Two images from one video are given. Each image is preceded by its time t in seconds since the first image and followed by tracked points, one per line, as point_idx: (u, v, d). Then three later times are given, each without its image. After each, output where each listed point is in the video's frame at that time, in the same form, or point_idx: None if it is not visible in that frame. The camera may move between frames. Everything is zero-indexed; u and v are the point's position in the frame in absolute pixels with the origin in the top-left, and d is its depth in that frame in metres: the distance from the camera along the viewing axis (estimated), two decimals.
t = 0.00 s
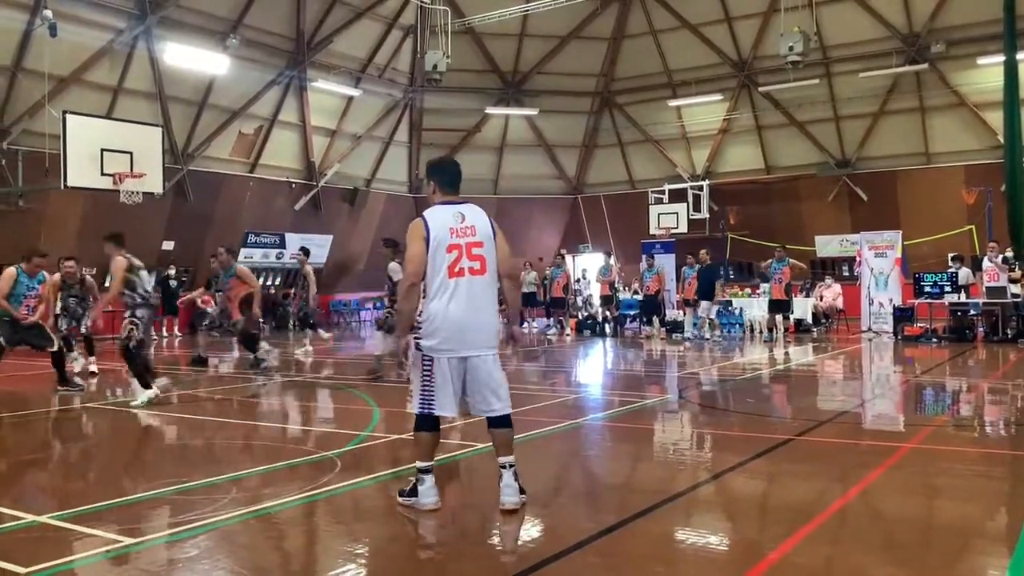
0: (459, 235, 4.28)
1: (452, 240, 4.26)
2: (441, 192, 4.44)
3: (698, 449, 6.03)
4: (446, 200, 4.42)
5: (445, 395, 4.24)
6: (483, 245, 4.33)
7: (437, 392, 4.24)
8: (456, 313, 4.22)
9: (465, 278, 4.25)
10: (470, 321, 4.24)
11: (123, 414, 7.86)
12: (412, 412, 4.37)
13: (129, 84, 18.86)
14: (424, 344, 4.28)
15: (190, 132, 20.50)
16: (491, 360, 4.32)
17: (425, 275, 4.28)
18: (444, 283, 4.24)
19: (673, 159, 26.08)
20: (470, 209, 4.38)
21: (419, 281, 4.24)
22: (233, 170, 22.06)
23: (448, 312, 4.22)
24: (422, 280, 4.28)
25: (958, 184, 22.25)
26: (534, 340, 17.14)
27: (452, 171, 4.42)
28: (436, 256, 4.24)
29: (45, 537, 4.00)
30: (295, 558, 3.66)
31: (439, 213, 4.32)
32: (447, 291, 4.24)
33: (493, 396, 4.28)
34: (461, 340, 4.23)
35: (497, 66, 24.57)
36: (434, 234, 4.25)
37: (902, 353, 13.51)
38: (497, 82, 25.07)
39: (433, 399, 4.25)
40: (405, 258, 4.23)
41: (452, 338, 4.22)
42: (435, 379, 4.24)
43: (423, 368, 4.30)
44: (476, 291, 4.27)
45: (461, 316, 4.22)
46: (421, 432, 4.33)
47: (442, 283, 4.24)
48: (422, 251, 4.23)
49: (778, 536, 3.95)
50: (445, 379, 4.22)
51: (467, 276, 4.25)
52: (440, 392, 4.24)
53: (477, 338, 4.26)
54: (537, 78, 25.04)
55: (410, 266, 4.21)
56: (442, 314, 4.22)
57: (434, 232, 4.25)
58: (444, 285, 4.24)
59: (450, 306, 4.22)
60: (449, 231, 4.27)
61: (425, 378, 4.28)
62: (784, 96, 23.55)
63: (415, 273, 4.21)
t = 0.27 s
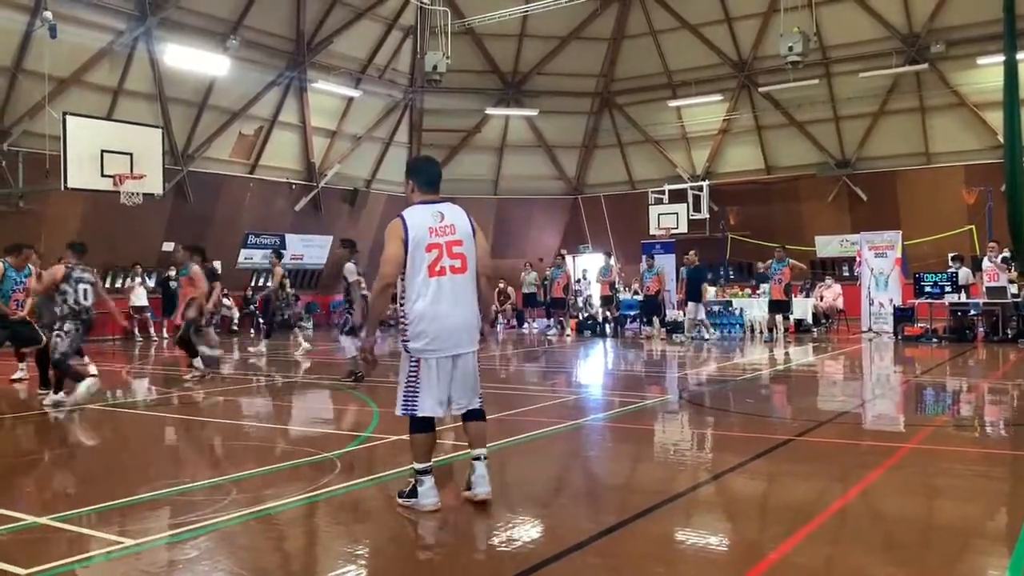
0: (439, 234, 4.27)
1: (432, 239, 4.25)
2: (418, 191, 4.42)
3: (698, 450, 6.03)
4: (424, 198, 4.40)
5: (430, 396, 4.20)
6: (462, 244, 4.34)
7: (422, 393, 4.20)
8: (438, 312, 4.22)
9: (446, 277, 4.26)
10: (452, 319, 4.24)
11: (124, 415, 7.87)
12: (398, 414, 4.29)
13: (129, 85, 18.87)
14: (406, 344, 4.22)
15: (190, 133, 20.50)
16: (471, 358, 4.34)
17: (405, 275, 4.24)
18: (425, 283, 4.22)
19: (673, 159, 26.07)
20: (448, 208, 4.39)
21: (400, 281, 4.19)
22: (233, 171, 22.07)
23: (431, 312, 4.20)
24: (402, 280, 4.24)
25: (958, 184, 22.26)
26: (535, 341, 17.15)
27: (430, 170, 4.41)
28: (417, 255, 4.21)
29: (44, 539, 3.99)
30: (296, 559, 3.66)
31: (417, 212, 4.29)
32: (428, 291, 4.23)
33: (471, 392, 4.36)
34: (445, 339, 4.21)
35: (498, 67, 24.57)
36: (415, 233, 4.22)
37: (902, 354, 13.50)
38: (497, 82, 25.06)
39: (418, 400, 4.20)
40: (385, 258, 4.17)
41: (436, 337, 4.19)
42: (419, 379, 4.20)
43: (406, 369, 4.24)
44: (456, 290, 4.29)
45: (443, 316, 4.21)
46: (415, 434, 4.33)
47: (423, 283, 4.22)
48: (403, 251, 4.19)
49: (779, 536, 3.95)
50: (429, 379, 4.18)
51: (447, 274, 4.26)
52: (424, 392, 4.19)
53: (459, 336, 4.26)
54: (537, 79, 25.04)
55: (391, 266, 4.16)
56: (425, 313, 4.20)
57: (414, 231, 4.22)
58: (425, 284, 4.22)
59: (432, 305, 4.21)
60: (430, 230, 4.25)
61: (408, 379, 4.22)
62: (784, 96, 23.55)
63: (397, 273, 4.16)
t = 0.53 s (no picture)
0: (446, 239, 4.28)
1: (439, 243, 4.25)
2: (425, 195, 4.42)
3: (703, 453, 6.02)
4: (431, 202, 4.41)
5: (433, 400, 4.19)
6: (468, 249, 4.36)
7: (425, 396, 4.18)
8: (443, 316, 4.21)
9: (451, 282, 4.26)
10: (456, 325, 4.23)
11: (130, 419, 7.90)
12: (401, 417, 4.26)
13: (135, 90, 18.93)
14: (410, 347, 4.21)
15: (195, 137, 20.55)
16: (474, 363, 4.34)
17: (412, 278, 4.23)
18: (430, 286, 4.22)
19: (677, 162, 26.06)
20: (455, 213, 4.39)
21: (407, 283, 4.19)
22: (238, 176, 22.14)
23: (436, 316, 4.20)
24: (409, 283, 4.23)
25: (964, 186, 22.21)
26: (539, 345, 17.15)
27: (437, 174, 4.42)
28: (424, 259, 4.20)
29: (50, 543, 4.00)
30: (301, 563, 3.67)
31: (424, 216, 4.30)
32: (434, 295, 4.22)
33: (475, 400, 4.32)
34: (449, 343, 4.21)
35: (502, 71, 24.59)
36: (422, 237, 4.22)
37: (908, 356, 13.46)
38: (501, 86, 25.06)
39: (421, 403, 4.18)
40: (393, 260, 4.17)
41: (440, 341, 4.19)
42: (422, 383, 4.18)
43: (408, 372, 4.23)
44: (461, 295, 4.29)
45: (448, 320, 4.21)
46: (422, 436, 4.24)
47: (429, 286, 4.21)
48: (410, 254, 4.19)
49: (785, 539, 3.95)
50: (433, 384, 4.16)
51: (453, 279, 4.27)
52: (427, 396, 4.18)
53: (463, 341, 4.25)
54: (541, 82, 25.05)
55: (398, 268, 4.17)
56: (430, 318, 4.19)
57: (422, 234, 4.22)
58: (431, 288, 4.21)
59: (437, 310, 4.21)
60: (437, 234, 4.25)
61: (410, 382, 4.21)
62: (789, 99, 23.48)
63: (403, 275, 4.17)
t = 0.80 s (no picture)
0: (467, 243, 4.29)
1: (461, 247, 4.27)
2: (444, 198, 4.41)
3: (718, 457, 6.01)
4: (451, 206, 4.38)
5: (455, 402, 4.23)
6: (489, 253, 4.37)
7: (447, 399, 4.22)
8: (465, 320, 4.24)
9: (472, 286, 4.27)
10: (478, 328, 4.27)
11: (147, 423, 7.96)
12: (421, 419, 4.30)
13: (151, 96, 19.08)
14: (432, 349, 4.23)
15: (210, 143, 20.70)
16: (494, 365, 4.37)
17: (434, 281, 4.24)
18: (453, 290, 4.23)
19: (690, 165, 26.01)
20: (475, 216, 4.40)
21: (429, 288, 4.20)
22: (253, 181, 22.28)
23: (458, 319, 4.22)
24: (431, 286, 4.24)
25: (979, 187, 22.06)
26: (553, 349, 17.15)
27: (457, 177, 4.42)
28: (446, 263, 4.22)
29: (67, 545, 4.05)
30: (317, 566, 3.69)
31: (445, 220, 4.30)
32: (456, 298, 4.24)
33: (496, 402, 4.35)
34: (471, 347, 4.24)
35: (514, 75, 24.66)
36: (445, 241, 4.22)
37: (924, 359, 13.37)
38: (514, 90, 25.12)
39: (443, 406, 4.22)
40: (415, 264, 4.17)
41: (462, 345, 4.21)
42: (444, 386, 4.22)
43: (430, 374, 4.26)
44: (482, 298, 4.31)
45: (469, 324, 4.24)
46: (439, 439, 4.25)
47: (452, 290, 4.23)
48: (433, 258, 4.19)
49: (801, 543, 3.94)
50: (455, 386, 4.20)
51: (474, 283, 4.28)
52: (449, 398, 4.22)
53: (484, 344, 4.29)
54: (553, 86, 25.09)
55: (421, 272, 4.17)
56: (452, 321, 4.21)
57: (444, 238, 4.22)
58: (453, 291, 4.24)
59: (459, 313, 4.23)
60: (458, 238, 4.26)
61: (432, 385, 4.24)
62: (802, 101, 23.44)
63: (427, 279, 4.17)
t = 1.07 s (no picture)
0: (505, 246, 4.30)
1: (498, 250, 4.27)
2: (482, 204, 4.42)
3: (744, 462, 5.95)
4: (489, 211, 4.39)
5: (490, 405, 4.19)
6: (524, 259, 4.38)
7: (480, 402, 4.18)
8: (501, 322, 4.22)
9: (508, 289, 4.27)
10: (513, 330, 4.25)
11: (174, 428, 8.04)
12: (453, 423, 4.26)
13: (177, 104, 19.30)
14: (468, 352, 4.20)
15: (235, 149, 20.91)
16: (526, 371, 4.36)
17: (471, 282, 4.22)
18: (489, 292, 4.21)
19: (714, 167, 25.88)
20: (511, 222, 4.42)
21: (468, 288, 4.18)
22: (278, 187, 22.46)
23: (494, 322, 4.21)
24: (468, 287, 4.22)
25: (1008, 188, 21.74)
26: (576, 353, 17.09)
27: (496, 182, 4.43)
28: (484, 264, 4.21)
29: (97, 549, 4.09)
30: (343, 570, 3.70)
31: (483, 223, 4.30)
32: (493, 301, 4.23)
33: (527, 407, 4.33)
34: (505, 350, 4.22)
35: (537, 79, 24.66)
36: (484, 242, 4.22)
37: (953, 362, 13.17)
38: (536, 94, 25.13)
39: (476, 408, 4.18)
40: (454, 263, 4.15)
41: (497, 347, 4.20)
42: (479, 388, 4.18)
43: (464, 377, 4.22)
44: (517, 302, 4.31)
45: (505, 326, 4.23)
46: (467, 443, 4.23)
47: (489, 291, 4.21)
48: (472, 258, 4.18)
49: (829, 548, 3.89)
50: (491, 389, 4.17)
51: (509, 286, 4.28)
52: (484, 401, 4.18)
53: (518, 348, 4.28)
54: (575, 89, 25.06)
55: (459, 271, 4.15)
56: (488, 322, 4.20)
57: (483, 239, 4.22)
58: (490, 293, 4.22)
59: (495, 316, 4.22)
60: (497, 241, 4.26)
61: (467, 388, 4.19)
62: (827, 102, 23.26)
63: (466, 278, 4.15)
